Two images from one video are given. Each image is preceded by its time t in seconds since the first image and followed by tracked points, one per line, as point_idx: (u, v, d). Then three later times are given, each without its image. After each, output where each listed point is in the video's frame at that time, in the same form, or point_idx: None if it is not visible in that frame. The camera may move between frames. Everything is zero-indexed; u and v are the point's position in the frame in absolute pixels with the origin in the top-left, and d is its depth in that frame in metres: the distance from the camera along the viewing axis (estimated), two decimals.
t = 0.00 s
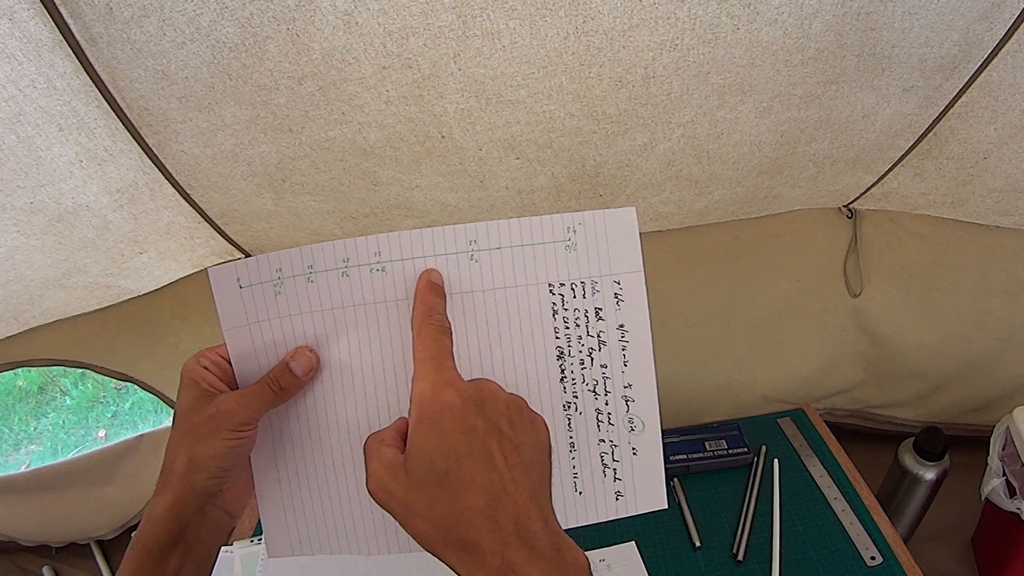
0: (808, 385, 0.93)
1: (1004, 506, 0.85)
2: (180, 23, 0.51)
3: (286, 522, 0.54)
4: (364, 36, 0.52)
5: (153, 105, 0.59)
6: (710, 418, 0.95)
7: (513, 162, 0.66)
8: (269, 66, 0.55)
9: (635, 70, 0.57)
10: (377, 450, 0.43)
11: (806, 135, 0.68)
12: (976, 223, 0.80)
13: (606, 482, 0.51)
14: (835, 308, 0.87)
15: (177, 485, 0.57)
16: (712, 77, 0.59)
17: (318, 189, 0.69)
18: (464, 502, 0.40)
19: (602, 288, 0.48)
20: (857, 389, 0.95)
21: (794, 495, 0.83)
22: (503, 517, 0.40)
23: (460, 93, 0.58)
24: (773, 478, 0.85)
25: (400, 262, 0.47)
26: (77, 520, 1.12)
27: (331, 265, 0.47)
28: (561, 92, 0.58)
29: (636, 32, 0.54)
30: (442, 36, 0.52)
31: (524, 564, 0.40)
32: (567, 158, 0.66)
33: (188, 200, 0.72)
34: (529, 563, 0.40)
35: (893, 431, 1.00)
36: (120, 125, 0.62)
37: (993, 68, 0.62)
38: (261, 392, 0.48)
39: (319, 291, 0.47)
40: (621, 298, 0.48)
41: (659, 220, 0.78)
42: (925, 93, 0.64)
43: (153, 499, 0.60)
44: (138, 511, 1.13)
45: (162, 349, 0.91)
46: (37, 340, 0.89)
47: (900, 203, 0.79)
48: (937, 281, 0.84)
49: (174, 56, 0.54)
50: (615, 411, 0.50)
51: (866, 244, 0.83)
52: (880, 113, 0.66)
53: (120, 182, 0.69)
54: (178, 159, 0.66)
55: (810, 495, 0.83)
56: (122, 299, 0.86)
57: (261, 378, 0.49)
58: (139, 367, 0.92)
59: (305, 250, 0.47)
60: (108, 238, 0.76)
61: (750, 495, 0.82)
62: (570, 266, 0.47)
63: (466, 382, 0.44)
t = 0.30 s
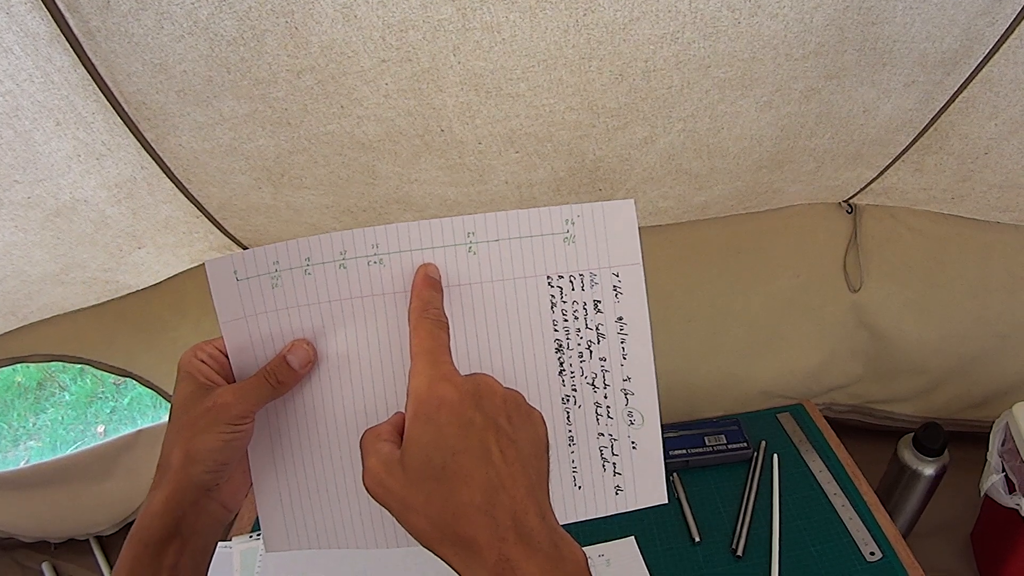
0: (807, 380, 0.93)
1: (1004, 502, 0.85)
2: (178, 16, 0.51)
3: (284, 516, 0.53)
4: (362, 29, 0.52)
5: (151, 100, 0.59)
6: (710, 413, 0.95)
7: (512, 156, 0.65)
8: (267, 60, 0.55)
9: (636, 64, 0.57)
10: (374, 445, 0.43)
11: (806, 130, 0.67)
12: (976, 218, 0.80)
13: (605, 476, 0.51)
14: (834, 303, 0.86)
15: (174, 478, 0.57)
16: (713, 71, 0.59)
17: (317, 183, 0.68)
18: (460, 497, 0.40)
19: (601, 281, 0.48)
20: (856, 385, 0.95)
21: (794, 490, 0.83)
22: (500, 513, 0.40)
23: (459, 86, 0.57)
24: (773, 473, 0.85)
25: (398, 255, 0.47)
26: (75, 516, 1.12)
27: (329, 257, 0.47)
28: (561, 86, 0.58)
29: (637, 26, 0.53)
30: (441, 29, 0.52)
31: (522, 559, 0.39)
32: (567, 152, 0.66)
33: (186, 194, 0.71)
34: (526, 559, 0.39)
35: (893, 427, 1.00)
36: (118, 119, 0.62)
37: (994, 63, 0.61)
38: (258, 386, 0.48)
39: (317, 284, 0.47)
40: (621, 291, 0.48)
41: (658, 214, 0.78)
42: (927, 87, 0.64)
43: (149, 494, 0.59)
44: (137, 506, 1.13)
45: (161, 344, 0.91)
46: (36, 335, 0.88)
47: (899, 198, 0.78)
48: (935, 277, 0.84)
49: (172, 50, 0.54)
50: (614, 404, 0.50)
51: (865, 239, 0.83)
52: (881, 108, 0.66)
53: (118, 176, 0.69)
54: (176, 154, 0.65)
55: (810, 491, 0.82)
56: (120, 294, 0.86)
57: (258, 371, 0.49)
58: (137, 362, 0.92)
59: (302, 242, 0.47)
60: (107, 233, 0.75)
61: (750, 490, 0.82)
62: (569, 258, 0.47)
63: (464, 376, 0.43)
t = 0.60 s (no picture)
0: (807, 374, 0.93)
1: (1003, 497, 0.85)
2: (174, 10, 0.51)
3: (283, 510, 0.53)
4: (359, 22, 0.52)
5: (148, 95, 0.59)
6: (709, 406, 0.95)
7: (511, 149, 0.65)
8: (264, 53, 0.55)
9: (635, 57, 0.57)
10: (371, 439, 0.43)
11: (805, 123, 0.67)
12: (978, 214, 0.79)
13: (604, 468, 0.51)
14: (834, 297, 0.86)
15: (173, 473, 0.57)
16: (712, 64, 0.59)
17: (314, 177, 0.68)
18: (460, 492, 0.40)
19: (604, 272, 0.47)
20: (856, 379, 0.95)
21: (794, 485, 0.83)
22: (501, 509, 0.40)
23: (457, 79, 0.57)
24: (773, 468, 0.84)
25: (398, 246, 0.47)
26: (75, 513, 1.12)
27: (328, 248, 0.47)
28: (560, 78, 0.58)
29: (636, 18, 0.53)
30: (439, 21, 0.52)
31: (523, 556, 0.39)
32: (566, 145, 0.65)
33: (184, 189, 0.71)
34: (527, 556, 0.39)
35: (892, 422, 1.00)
36: (115, 114, 0.62)
37: (993, 57, 0.61)
38: (258, 378, 0.48)
39: (317, 275, 0.47)
40: (623, 282, 0.48)
41: (657, 208, 0.78)
42: (926, 81, 0.63)
43: (148, 489, 0.59)
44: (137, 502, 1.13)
45: (159, 340, 0.91)
46: (35, 332, 0.88)
47: (899, 192, 0.78)
48: (935, 271, 0.83)
49: (168, 44, 0.54)
50: (615, 396, 0.50)
51: (865, 233, 0.82)
52: (881, 101, 0.65)
53: (115, 172, 0.69)
54: (174, 149, 0.65)
55: (810, 486, 0.82)
56: (118, 290, 0.85)
57: (257, 364, 0.49)
58: (136, 358, 0.92)
59: (302, 233, 0.47)
60: (104, 229, 0.75)
61: (749, 485, 0.82)
62: (571, 249, 0.47)
63: (463, 367, 0.43)
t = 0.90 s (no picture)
0: (813, 369, 0.93)
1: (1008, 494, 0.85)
2: None
3: (290, 509, 0.53)
4: (366, 9, 0.51)
5: (150, 83, 0.58)
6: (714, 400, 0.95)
7: (518, 139, 0.64)
8: (269, 41, 0.54)
9: (645, 46, 0.56)
10: (340, 451, 0.41)
11: (815, 116, 0.66)
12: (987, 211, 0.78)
13: (618, 465, 0.51)
14: (841, 292, 0.86)
15: (177, 472, 0.56)
16: (723, 55, 0.58)
17: (319, 167, 0.67)
18: (441, 513, 0.38)
19: (619, 267, 0.47)
20: (861, 374, 0.94)
21: (799, 479, 0.82)
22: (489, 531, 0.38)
23: (465, 67, 0.56)
24: (779, 463, 0.84)
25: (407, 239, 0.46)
26: (76, 505, 1.12)
27: (337, 242, 0.46)
28: (570, 67, 0.57)
29: (647, 7, 0.52)
30: (447, 9, 0.51)
31: None
32: (574, 136, 0.65)
33: (187, 178, 0.70)
34: None
35: (898, 417, 0.99)
36: (117, 103, 0.61)
37: (1004, 51, 0.60)
38: (263, 374, 0.48)
39: (324, 269, 0.46)
40: (638, 277, 0.47)
41: (665, 200, 0.77)
42: (937, 75, 0.63)
43: (152, 488, 0.59)
44: (138, 494, 1.12)
45: (160, 333, 0.90)
46: (36, 322, 0.88)
47: (906, 185, 0.78)
48: (941, 268, 0.83)
49: (171, 31, 0.53)
50: (629, 392, 0.49)
51: (873, 228, 0.82)
52: (891, 95, 0.65)
53: (118, 161, 0.68)
54: (177, 138, 0.64)
55: (815, 480, 0.82)
56: (119, 280, 0.85)
57: (263, 360, 0.48)
58: (138, 349, 0.92)
59: (309, 226, 0.46)
60: (106, 219, 0.75)
61: (755, 480, 0.82)
62: (586, 243, 0.46)
63: (440, 367, 0.41)
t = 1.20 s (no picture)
0: (822, 364, 0.92)
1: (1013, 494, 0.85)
2: None
3: (299, 500, 0.53)
4: None
5: (162, 68, 0.58)
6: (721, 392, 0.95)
7: (532, 129, 0.64)
8: (282, 27, 0.54)
9: (662, 38, 0.56)
10: (360, 415, 0.42)
11: (830, 111, 0.66)
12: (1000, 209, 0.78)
13: (636, 461, 0.50)
14: (851, 287, 0.85)
15: (181, 461, 0.56)
16: (740, 47, 0.57)
17: (331, 154, 0.67)
18: (455, 469, 0.39)
19: (634, 254, 0.47)
20: (870, 370, 0.94)
21: (807, 475, 0.82)
22: (498, 486, 0.39)
23: (480, 56, 0.56)
24: (787, 458, 0.84)
25: (421, 223, 0.46)
26: (82, 490, 1.12)
27: (348, 227, 0.46)
28: (586, 57, 0.57)
29: None
30: None
31: (522, 537, 0.39)
32: (588, 126, 0.64)
33: (198, 165, 0.70)
34: (525, 533, 0.39)
35: (905, 415, 0.99)
36: (127, 88, 0.61)
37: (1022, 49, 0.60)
38: (272, 361, 0.48)
39: (335, 254, 0.46)
40: (653, 264, 0.47)
41: (677, 192, 0.77)
42: (953, 72, 0.62)
43: (157, 477, 0.59)
44: (144, 481, 1.13)
45: (169, 316, 0.90)
46: (44, 308, 0.88)
47: (918, 182, 0.77)
48: (950, 266, 0.82)
49: (184, 17, 0.53)
50: (647, 384, 0.49)
51: (884, 224, 0.81)
52: (907, 91, 0.64)
53: (128, 147, 0.68)
54: (188, 124, 0.64)
55: (823, 476, 0.82)
56: (128, 267, 0.85)
57: (272, 347, 0.48)
58: (146, 335, 0.92)
59: (319, 212, 0.46)
60: (116, 205, 0.74)
61: (763, 476, 0.82)
62: (600, 229, 0.46)
63: (457, 338, 0.43)
